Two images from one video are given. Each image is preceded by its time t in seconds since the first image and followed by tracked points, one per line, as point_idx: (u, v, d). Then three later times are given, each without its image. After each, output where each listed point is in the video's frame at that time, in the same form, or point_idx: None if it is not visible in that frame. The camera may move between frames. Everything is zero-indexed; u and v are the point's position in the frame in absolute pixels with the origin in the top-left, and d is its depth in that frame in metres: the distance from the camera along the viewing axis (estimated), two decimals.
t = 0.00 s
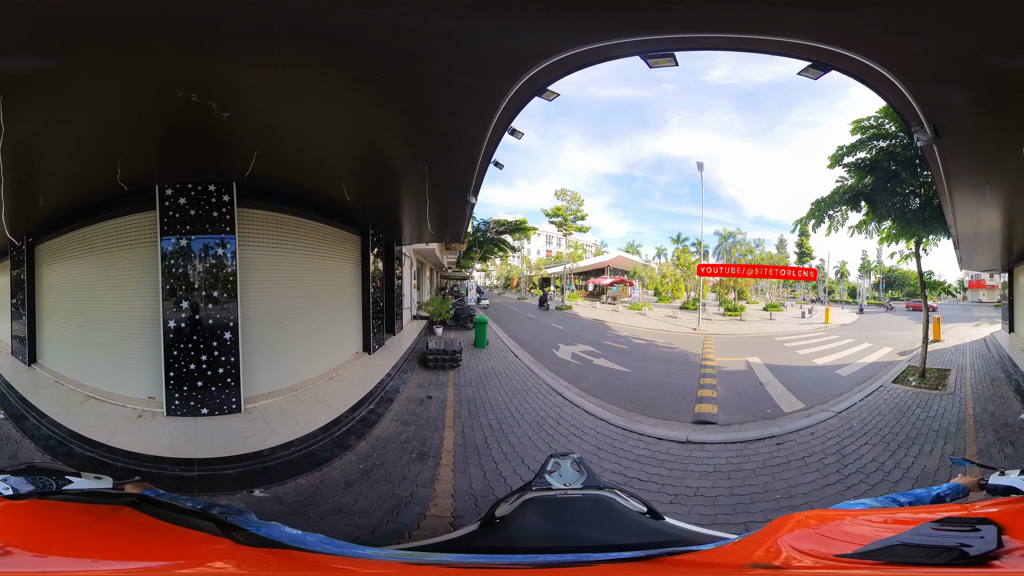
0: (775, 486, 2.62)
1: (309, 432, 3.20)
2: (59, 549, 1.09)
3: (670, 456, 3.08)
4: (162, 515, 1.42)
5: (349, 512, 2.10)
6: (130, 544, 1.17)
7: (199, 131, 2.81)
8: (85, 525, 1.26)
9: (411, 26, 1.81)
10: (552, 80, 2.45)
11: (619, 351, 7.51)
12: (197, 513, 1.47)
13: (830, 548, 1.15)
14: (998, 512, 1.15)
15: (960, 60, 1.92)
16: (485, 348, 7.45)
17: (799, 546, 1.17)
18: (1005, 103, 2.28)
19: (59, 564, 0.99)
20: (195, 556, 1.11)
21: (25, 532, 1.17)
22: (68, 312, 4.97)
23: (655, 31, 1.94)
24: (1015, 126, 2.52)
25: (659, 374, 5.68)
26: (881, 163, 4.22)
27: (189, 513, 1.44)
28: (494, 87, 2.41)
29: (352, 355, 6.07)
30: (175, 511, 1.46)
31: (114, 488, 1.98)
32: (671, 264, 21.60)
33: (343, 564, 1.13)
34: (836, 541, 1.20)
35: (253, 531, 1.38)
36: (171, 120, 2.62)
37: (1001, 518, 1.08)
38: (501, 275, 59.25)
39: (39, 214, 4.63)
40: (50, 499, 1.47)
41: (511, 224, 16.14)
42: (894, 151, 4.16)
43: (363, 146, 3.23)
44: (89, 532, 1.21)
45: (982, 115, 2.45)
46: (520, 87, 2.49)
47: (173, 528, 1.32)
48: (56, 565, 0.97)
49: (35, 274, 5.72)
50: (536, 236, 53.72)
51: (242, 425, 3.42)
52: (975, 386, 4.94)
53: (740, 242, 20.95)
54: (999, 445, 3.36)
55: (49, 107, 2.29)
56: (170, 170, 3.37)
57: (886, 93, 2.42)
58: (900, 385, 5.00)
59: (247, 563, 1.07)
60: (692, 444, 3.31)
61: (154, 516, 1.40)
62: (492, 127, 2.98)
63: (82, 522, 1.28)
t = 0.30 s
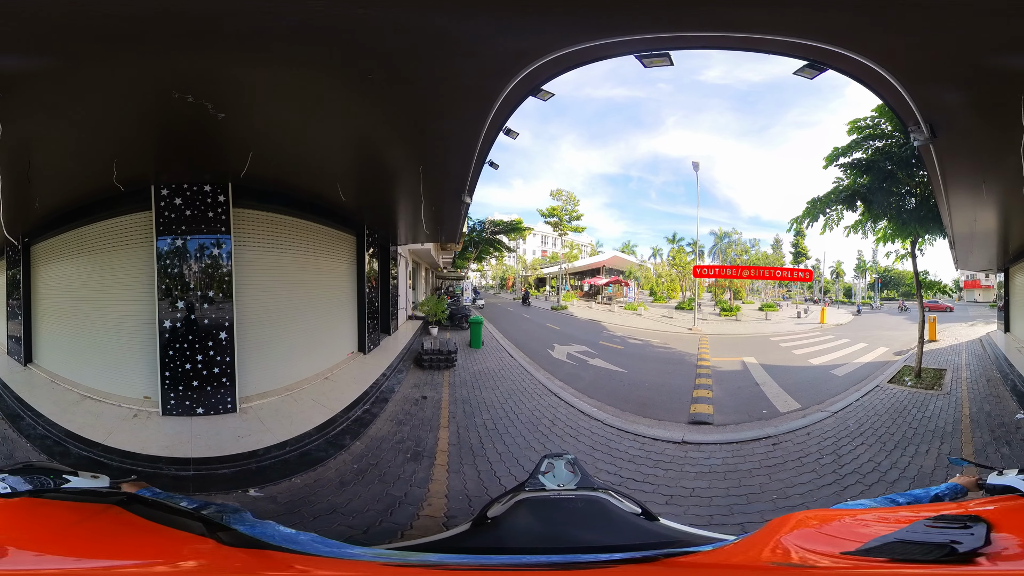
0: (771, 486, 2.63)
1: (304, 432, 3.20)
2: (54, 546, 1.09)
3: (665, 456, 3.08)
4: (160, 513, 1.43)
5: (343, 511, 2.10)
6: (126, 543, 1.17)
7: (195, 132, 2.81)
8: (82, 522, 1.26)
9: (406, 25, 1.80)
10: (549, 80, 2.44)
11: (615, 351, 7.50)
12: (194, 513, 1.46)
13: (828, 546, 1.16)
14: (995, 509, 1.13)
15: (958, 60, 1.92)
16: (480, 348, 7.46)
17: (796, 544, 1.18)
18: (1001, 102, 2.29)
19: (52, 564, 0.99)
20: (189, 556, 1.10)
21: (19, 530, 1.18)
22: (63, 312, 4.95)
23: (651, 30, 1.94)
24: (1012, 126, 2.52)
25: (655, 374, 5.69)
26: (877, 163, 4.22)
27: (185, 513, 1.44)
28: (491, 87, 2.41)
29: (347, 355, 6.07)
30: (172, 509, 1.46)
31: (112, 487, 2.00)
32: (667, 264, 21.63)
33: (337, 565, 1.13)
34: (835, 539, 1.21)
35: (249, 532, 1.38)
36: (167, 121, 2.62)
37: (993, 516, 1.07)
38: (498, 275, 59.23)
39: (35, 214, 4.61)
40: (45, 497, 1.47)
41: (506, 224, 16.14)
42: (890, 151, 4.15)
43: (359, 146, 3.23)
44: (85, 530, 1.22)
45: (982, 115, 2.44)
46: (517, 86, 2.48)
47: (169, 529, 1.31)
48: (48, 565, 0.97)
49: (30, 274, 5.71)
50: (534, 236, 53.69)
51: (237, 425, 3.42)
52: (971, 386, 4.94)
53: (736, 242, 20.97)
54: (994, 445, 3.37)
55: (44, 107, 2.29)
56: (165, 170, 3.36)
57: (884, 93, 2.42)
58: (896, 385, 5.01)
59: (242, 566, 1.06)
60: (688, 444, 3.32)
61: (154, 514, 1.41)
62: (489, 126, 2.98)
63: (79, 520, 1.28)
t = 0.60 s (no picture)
0: (768, 487, 2.63)
1: (297, 431, 3.19)
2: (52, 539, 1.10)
3: (660, 457, 3.08)
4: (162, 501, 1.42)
5: (335, 510, 2.10)
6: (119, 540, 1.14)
7: (190, 134, 2.81)
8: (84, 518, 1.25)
9: (400, 25, 1.79)
10: (543, 79, 2.44)
11: (610, 351, 7.50)
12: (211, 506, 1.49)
13: (853, 546, 1.16)
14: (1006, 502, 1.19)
15: (954, 60, 1.93)
16: (475, 348, 7.46)
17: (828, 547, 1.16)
18: (996, 102, 2.29)
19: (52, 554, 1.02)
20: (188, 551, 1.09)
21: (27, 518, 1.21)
22: (59, 311, 4.94)
23: (645, 29, 1.93)
24: (1010, 125, 2.52)
25: (650, 375, 5.69)
26: (874, 162, 4.22)
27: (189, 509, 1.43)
28: (488, 88, 2.41)
29: (342, 355, 6.05)
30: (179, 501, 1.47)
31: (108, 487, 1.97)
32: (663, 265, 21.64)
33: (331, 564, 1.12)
34: (861, 538, 1.21)
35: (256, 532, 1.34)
36: (164, 123, 2.63)
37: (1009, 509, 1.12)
38: (496, 275, 59.20)
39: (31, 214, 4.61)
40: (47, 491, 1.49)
41: (501, 224, 16.12)
42: (887, 151, 4.16)
43: (355, 146, 3.22)
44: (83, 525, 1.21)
45: (981, 114, 2.44)
46: (511, 86, 2.48)
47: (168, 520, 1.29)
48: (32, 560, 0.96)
49: (26, 275, 5.69)
50: (532, 236, 53.66)
51: (232, 424, 3.41)
52: (967, 386, 4.95)
53: (731, 242, 21.01)
54: (991, 444, 3.38)
55: (40, 110, 2.29)
56: (161, 171, 3.36)
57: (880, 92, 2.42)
58: (893, 385, 5.00)
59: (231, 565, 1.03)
60: (683, 445, 3.32)
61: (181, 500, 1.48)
62: (485, 125, 2.98)
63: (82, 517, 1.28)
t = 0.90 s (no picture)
0: (774, 489, 2.62)
1: (288, 430, 3.18)
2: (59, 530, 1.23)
3: (658, 460, 3.07)
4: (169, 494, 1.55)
5: (318, 509, 2.10)
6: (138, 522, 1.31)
7: (182, 135, 2.80)
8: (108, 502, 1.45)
9: (383, 21, 1.77)
10: (533, 73, 2.41)
11: (605, 352, 7.47)
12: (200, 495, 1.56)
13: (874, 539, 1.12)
14: None
15: (949, 60, 1.92)
16: (469, 348, 7.45)
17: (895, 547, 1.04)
18: (988, 101, 2.29)
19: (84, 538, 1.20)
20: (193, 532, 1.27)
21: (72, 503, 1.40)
22: (55, 310, 4.93)
23: (634, 23, 1.90)
24: (1009, 124, 2.49)
25: (645, 375, 5.68)
26: (875, 162, 4.21)
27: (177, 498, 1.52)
28: (481, 87, 2.40)
29: (335, 355, 6.03)
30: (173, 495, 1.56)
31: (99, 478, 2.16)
32: (659, 265, 21.63)
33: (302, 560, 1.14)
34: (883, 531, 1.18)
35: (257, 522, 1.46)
36: (156, 126, 2.63)
37: None
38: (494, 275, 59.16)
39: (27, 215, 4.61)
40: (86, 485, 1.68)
41: (496, 224, 16.09)
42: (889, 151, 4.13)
43: (349, 146, 3.21)
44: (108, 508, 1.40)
45: (982, 113, 2.41)
46: (500, 82, 2.45)
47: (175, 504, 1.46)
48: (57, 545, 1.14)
49: (22, 274, 5.69)
50: (529, 236, 53.62)
51: (223, 422, 3.40)
52: (963, 385, 4.93)
53: (727, 243, 21.02)
54: (990, 442, 3.37)
55: (29, 113, 2.29)
56: (154, 173, 3.35)
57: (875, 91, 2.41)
58: (889, 385, 4.99)
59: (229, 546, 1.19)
60: (680, 448, 3.31)
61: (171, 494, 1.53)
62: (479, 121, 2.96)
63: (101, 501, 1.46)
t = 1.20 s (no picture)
0: (774, 486, 2.62)
1: (282, 433, 3.17)
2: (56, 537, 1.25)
3: (658, 458, 3.07)
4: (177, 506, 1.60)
5: (314, 514, 2.10)
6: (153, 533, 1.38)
7: (175, 134, 2.78)
8: (120, 513, 1.52)
9: (376, 20, 1.75)
10: (534, 76, 2.42)
11: (602, 352, 7.48)
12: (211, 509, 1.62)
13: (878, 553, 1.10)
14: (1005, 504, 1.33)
15: (941, 63, 1.94)
16: (465, 348, 7.44)
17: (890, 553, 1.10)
18: (979, 104, 2.30)
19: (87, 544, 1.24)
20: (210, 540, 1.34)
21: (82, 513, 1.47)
22: (46, 310, 4.90)
23: (630, 24, 1.89)
24: (1003, 124, 2.50)
25: (643, 375, 5.69)
26: (868, 164, 4.23)
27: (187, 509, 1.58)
28: (480, 88, 2.40)
29: (330, 355, 6.00)
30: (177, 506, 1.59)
31: (77, 479, 2.23)
32: (655, 265, 21.64)
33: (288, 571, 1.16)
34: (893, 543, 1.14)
35: (270, 533, 1.54)
36: (145, 124, 2.60)
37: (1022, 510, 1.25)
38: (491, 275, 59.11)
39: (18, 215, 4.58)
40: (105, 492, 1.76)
41: (492, 224, 16.04)
42: (882, 152, 4.15)
43: (347, 145, 3.20)
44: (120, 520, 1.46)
45: (973, 116, 2.43)
46: (501, 85, 2.45)
47: (184, 516, 1.52)
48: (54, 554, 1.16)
49: (13, 273, 5.63)
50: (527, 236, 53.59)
51: (217, 425, 3.38)
52: (957, 384, 4.96)
53: (723, 242, 21.05)
54: (983, 441, 3.40)
55: (21, 112, 2.28)
56: (147, 172, 3.33)
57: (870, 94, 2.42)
58: (884, 384, 5.01)
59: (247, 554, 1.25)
60: (679, 446, 3.31)
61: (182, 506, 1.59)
62: (477, 123, 2.97)
63: (109, 512, 1.51)
